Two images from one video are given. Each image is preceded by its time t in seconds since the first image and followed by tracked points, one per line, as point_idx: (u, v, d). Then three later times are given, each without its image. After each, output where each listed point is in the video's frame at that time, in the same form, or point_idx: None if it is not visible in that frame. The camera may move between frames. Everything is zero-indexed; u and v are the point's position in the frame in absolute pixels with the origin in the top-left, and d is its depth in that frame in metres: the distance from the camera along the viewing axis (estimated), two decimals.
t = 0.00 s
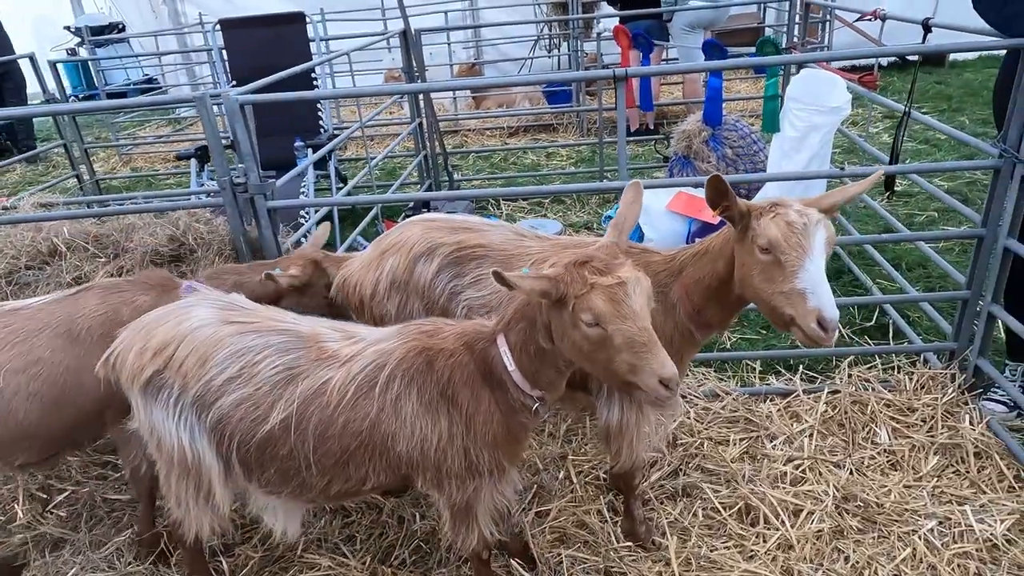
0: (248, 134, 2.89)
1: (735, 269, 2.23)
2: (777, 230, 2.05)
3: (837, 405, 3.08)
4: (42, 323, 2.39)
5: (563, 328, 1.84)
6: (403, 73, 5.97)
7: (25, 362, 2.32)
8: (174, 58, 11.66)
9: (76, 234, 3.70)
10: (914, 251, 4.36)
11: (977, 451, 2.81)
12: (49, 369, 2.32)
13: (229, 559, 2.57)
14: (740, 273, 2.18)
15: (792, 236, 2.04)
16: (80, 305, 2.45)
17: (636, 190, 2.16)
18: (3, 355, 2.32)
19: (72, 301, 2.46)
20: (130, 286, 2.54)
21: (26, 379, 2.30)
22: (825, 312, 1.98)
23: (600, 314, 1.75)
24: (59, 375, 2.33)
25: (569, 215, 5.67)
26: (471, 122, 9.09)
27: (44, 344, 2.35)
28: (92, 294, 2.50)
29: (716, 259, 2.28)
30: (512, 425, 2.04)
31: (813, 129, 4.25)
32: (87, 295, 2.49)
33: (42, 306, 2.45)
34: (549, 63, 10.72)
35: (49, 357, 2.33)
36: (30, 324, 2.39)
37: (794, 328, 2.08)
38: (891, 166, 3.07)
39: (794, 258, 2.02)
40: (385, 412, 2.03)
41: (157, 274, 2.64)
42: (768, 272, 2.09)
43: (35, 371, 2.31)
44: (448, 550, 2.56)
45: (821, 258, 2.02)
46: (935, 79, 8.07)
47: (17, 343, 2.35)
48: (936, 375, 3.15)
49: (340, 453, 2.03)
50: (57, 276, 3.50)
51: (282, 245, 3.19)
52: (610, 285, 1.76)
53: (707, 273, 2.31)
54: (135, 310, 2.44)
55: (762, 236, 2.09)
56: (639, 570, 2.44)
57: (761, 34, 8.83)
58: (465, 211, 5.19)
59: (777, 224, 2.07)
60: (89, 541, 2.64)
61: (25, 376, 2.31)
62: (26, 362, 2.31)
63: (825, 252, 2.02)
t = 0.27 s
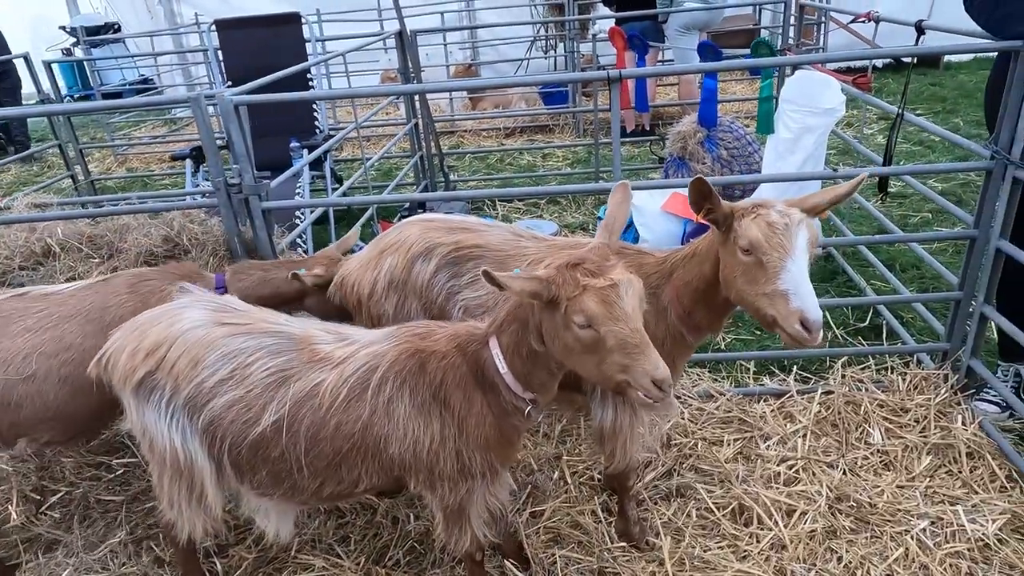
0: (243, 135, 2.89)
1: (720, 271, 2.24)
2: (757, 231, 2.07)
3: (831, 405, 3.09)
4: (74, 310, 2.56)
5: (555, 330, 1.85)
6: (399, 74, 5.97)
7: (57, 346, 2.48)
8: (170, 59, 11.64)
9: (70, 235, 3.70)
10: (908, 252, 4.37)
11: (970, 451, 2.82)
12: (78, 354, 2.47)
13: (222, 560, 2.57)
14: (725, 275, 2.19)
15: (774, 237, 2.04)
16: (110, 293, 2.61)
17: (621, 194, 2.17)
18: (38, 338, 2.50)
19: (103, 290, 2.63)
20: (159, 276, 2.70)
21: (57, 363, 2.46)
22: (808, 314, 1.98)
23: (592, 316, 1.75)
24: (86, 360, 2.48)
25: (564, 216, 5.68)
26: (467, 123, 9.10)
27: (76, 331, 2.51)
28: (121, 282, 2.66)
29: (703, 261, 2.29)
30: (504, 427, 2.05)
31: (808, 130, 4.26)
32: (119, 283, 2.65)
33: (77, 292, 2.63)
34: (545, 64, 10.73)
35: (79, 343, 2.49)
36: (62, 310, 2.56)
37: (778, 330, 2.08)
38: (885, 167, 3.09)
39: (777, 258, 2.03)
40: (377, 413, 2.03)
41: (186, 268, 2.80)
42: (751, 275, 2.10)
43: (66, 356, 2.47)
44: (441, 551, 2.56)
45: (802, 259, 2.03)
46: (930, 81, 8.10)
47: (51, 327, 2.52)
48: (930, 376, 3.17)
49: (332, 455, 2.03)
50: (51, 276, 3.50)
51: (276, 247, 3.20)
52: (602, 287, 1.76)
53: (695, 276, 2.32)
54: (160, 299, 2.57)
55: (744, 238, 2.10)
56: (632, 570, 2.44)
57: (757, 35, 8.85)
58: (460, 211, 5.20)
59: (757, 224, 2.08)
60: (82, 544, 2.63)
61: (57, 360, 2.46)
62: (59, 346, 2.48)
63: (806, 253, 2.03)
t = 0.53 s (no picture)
0: (239, 137, 2.89)
1: (714, 275, 2.25)
2: (748, 235, 2.08)
3: (825, 407, 3.11)
4: (81, 304, 2.58)
5: (549, 335, 1.85)
6: (396, 75, 5.97)
7: (61, 340, 2.49)
8: (166, 59, 11.61)
9: (65, 237, 3.69)
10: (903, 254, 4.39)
11: (963, 452, 2.83)
12: (83, 347, 2.49)
13: (218, 563, 2.57)
14: (718, 279, 2.20)
15: (766, 241, 2.06)
16: (118, 290, 2.63)
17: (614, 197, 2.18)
18: (43, 330, 2.51)
19: (112, 285, 2.66)
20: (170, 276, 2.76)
21: (61, 356, 2.47)
22: (799, 317, 1.99)
23: (585, 322, 1.76)
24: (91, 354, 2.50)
25: (561, 217, 5.69)
26: (464, 124, 9.11)
27: (82, 325, 2.53)
28: (128, 278, 2.70)
29: (698, 265, 2.30)
30: (499, 431, 2.05)
31: (804, 133, 4.27)
32: (129, 280, 2.69)
33: (86, 287, 2.65)
34: (542, 64, 10.74)
35: (84, 336, 2.51)
36: (68, 304, 2.58)
37: (770, 335, 2.09)
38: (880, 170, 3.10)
39: (769, 262, 2.04)
40: (372, 417, 2.04)
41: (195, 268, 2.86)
42: (743, 278, 2.10)
43: (71, 348, 2.48)
44: (437, 554, 2.56)
45: (795, 264, 2.04)
46: (926, 83, 8.13)
47: (57, 320, 2.53)
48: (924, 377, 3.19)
49: (327, 458, 2.04)
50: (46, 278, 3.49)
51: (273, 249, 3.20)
52: (595, 293, 1.77)
53: (690, 279, 2.33)
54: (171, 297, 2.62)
55: (736, 243, 2.11)
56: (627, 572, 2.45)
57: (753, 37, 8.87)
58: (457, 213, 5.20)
59: (749, 228, 2.09)
60: (78, 547, 2.62)
61: (61, 354, 2.47)
62: (63, 339, 2.49)
63: (798, 258, 2.04)
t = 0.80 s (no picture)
0: (234, 137, 2.88)
1: (710, 276, 2.25)
2: (745, 235, 2.08)
3: (820, 408, 3.11)
4: (79, 299, 2.56)
5: (546, 335, 1.85)
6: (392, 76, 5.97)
7: (56, 334, 2.49)
8: (161, 59, 11.57)
9: (59, 238, 3.68)
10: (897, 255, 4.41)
11: (957, 453, 2.84)
12: (76, 343, 2.48)
13: (213, 565, 2.56)
14: (715, 281, 2.20)
15: (762, 241, 2.06)
16: (118, 286, 2.60)
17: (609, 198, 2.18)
18: (39, 325, 2.50)
19: (111, 281, 2.63)
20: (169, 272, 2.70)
21: (54, 351, 2.46)
22: (797, 317, 1.99)
23: (583, 322, 1.76)
24: (84, 351, 2.48)
25: (556, 218, 5.69)
26: (460, 125, 9.11)
27: (77, 321, 2.51)
28: (130, 274, 2.66)
29: (693, 267, 2.31)
30: (495, 432, 2.05)
31: (799, 134, 4.28)
32: (130, 276, 2.66)
33: (88, 282, 2.63)
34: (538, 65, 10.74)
35: (78, 332, 2.49)
36: (67, 299, 2.56)
37: (768, 336, 2.09)
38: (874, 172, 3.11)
39: (766, 263, 2.04)
40: (368, 418, 2.03)
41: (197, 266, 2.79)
42: (740, 279, 2.10)
43: (65, 343, 2.47)
44: (432, 555, 2.56)
45: (792, 264, 2.04)
46: (920, 84, 8.17)
47: (55, 315, 2.52)
48: (918, 378, 3.20)
49: (323, 459, 2.03)
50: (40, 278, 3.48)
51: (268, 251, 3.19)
52: (593, 294, 1.77)
53: (685, 280, 2.33)
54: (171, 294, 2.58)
55: (733, 243, 2.11)
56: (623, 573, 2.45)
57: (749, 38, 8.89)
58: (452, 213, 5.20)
59: (745, 229, 2.10)
60: (71, 550, 2.61)
61: (54, 348, 2.47)
62: (57, 334, 2.49)
63: (795, 259, 2.04)
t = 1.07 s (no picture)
0: (228, 139, 2.87)
1: (706, 279, 2.25)
2: (741, 239, 2.08)
3: (816, 410, 3.12)
4: (76, 299, 2.55)
5: (542, 339, 1.85)
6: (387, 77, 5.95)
7: (51, 333, 2.47)
8: (155, 59, 11.52)
9: (52, 239, 3.65)
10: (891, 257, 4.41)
11: (952, 455, 2.85)
12: (70, 342, 2.46)
13: (207, 569, 2.55)
14: (711, 284, 2.20)
15: (758, 244, 2.06)
16: (115, 288, 2.59)
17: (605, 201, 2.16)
18: (34, 323, 2.48)
19: (108, 282, 2.61)
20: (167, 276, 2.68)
21: (48, 349, 2.45)
22: (793, 321, 1.98)
23: (579, 326, 1.76)
24: (79, 351, 2.47)
25: (552, 219, 5.69)
26: (456, 125, 9.10)
27: (72, 321, 2.50)
28: (129, 277, 2.64)
29: (689, 270, 2.31)
30: (490, 436, 2.05)
31: (794, 136, 4.28)
32: (128, 277, 2.64)
33: (87, 282, 2.62)
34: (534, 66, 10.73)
35: (73, 332, 2.48)
36: (64, 298, 2.55)
37: (764, 339, 2.08)
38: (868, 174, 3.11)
39: (762, 266, 2.04)
40: (364, 422, 2.03)
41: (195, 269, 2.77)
42: (736, 283, 2.10)
43: (60, 342, 2.46)
44: (428, 558, 2.55)
45: (787, 268, 2.04)
46: (914, 86, 8.19)
47: (51, 314, 2.51)
48: (913, 381, 3.20)
49: (318, 463, 2.03)
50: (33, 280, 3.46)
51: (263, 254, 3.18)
52: (589, 297, 1.77)
53: (681, 284, 2.33)
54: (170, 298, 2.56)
55: (730, 247, 2.11)
56: None
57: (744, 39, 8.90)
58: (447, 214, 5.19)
59: (741, 232, 2.10)
60: (64, 554, 2.60)
61: (49, 347, 2.45)
62: (52, 333, 2.47)
63: (790, 262, 2.04)
